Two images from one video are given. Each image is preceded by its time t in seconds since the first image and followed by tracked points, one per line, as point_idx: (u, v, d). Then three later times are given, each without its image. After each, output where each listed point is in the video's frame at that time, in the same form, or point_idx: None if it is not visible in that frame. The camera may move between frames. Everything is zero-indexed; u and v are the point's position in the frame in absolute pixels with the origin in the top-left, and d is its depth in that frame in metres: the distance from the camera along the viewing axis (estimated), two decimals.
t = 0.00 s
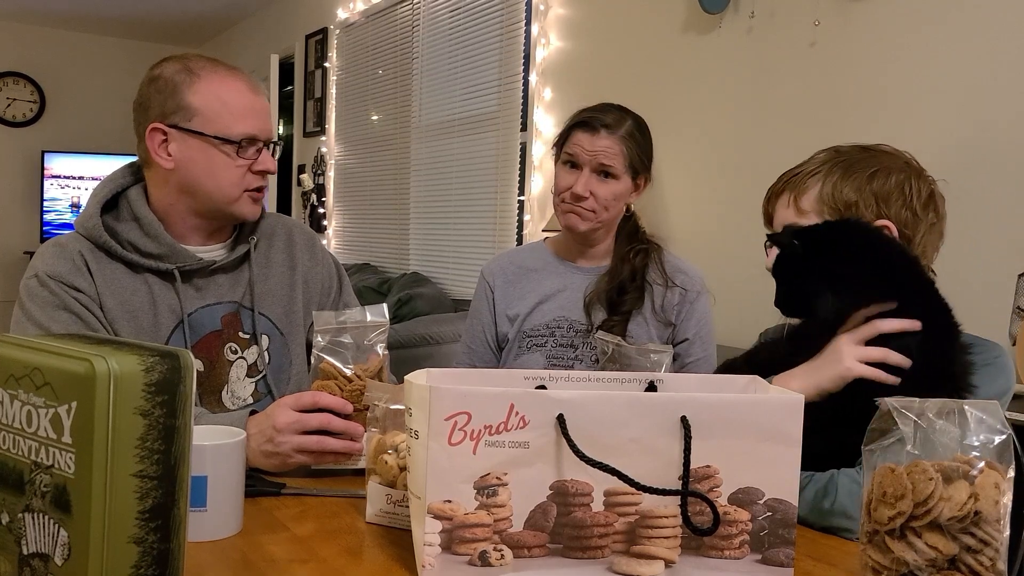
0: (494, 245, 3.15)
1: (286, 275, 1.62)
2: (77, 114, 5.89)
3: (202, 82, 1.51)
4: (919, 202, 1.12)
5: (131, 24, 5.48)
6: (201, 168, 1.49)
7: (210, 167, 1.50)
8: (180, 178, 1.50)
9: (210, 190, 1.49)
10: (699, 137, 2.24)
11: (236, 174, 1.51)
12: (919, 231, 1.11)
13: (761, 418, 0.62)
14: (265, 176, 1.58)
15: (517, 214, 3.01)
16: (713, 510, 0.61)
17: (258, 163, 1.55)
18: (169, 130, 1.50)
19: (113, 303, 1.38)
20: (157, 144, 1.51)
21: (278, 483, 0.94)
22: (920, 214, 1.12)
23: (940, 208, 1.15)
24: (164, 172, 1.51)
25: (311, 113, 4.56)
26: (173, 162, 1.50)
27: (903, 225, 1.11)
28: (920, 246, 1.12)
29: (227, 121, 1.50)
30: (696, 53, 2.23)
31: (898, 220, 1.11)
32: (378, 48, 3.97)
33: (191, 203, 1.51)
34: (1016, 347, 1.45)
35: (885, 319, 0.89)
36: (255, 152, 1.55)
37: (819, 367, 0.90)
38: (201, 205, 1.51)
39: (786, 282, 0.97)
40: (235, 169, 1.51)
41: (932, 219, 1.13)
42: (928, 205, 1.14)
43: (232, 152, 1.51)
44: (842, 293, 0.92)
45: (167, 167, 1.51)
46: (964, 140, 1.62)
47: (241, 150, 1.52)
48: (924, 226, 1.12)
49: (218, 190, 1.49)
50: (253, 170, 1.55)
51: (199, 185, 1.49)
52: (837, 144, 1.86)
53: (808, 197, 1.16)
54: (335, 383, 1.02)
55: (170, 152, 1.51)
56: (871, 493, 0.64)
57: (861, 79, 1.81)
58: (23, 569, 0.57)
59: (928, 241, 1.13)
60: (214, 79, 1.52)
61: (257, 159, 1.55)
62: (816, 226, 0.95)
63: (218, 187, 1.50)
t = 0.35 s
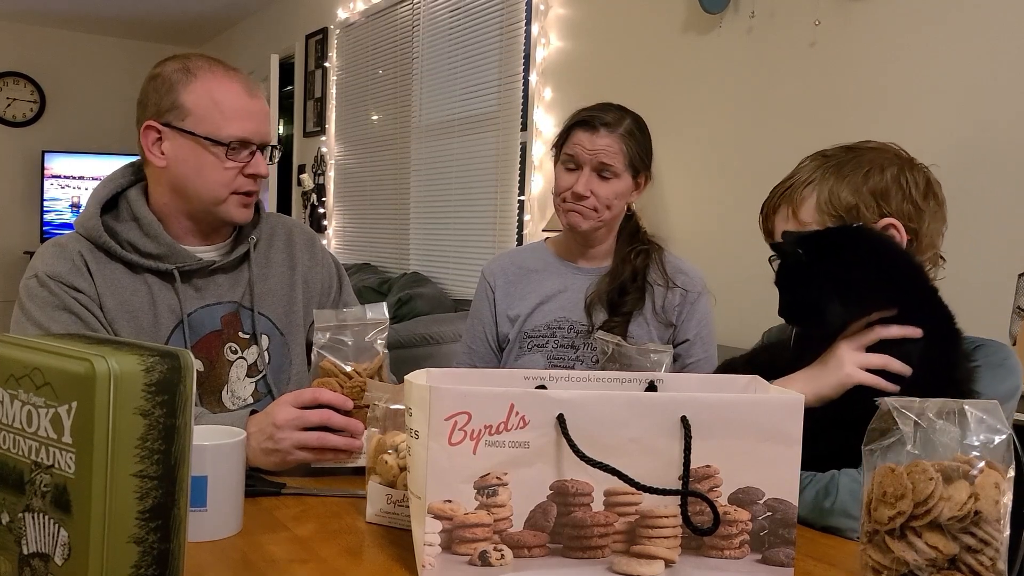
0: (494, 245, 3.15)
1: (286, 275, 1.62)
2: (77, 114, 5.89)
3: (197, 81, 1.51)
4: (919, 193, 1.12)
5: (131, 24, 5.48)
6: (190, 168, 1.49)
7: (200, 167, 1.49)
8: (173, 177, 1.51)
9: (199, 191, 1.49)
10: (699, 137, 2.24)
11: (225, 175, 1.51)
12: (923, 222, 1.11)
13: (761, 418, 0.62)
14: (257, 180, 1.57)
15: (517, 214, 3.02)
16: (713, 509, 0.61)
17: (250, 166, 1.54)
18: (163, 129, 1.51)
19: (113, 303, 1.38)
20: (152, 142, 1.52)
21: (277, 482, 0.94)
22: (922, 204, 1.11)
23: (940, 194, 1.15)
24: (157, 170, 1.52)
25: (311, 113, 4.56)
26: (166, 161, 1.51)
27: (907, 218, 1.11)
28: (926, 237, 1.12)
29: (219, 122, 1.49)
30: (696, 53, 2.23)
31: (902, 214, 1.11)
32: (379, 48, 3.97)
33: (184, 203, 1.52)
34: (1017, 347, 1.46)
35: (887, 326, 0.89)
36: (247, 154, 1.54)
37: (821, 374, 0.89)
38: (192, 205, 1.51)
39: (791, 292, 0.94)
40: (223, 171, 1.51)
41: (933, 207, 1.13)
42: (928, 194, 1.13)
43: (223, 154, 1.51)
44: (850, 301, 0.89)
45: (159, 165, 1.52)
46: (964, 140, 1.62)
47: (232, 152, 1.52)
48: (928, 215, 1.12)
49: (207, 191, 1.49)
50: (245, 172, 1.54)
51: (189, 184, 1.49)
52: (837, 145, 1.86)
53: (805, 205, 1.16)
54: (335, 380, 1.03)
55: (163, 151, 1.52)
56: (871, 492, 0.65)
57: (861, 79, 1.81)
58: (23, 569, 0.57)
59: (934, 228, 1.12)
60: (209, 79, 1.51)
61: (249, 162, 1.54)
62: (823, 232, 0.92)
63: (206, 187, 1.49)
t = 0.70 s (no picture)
0: (495, 245, 3.15)
1: (307, 281, 1.61)
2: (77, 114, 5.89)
3: (212, 83, 1.51)
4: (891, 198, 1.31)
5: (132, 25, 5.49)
6: (211, 170, 1.49)
7: (220, 171, 1.49)
8: (194, 181, 1.51)
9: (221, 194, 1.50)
10: (699, 138, 2.24)
11: (244, 176, 1.51)
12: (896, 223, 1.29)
13: (762, 418, 0.62)
14: (276, 178, 1.56)
15: (518, 214, 3.02)
16: (714, 510, 0.61)
17: (268, 165, 1.54)
18: (182, 135, 1.52)
19: (143, 302, 1.39)
20: (172, 148, 1.52)
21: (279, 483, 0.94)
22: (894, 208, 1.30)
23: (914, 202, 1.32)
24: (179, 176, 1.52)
25: (312, 113, 4.56)
26: (187, 166, 1.51)
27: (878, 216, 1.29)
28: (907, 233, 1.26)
29: (235, 123, 1.49)
30: (697, 53, 2.23)
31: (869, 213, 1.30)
32: (379, 48, 3.97)
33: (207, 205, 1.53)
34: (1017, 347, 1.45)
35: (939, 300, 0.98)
36: (264, 154, 1.53)
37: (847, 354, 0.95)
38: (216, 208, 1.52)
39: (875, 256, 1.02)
40: (240, 172, 1.50)
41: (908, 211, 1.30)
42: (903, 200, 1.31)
43: (239, 154, 1.51)
44: (936, 272, 0.97)
45: (181, 171, 1.52)
46: (964, 140, 1.62)
47: (246, 152, 1.51)
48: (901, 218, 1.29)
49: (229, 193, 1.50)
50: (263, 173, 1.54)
51: (212, 188, 1.50)
52: (838, 145, 1.86)
53: (792, 188, 1.35)
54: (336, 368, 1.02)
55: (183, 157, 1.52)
56: (872, 493, 0.65)
57: (861, 79, 1.81)
58: (23, 569, 0.57)
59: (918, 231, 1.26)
60: (222, 82, 1.52)
61: (267, 161, 1.54)
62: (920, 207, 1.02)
63: (229, 191, 1.50)
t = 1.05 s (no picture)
0: (495, 245, 3.15)
1: (303, 274, 1.61)
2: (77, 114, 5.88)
3: (201, 81, 1.51)
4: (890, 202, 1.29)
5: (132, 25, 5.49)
6: (202, 169, 1.50)
7: (210, 170, 1.50)
8: (186, 180, 1.52)
9: (212, 193, 1.50)
10: (699, 138, 2.24)
11: (235, 176, 1.51)
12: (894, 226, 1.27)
13: (761, 418, 0.62)
14: (269, 175, 1.57)
15: (518, 215, 3.02)
16: (714, 510, 0.61)
17: (259, 163, 1.54)
18: (173, 133, 1.52)
19: (137, 298, 1.39)
20: (163, 147, 1.53)
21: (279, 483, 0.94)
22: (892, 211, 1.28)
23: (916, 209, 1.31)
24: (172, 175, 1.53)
25: (312, 113, 4.56)
26: (178, 165, 1.51)
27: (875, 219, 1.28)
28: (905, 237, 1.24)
29: (224, 121, 1.49)
30: (697, 53, 2.23)
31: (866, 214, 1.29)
32: (379, 49, 3.97)
33: (200, 203, 1.53)
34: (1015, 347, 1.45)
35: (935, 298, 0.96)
36: (256, 151, 1.54)
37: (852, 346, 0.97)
38: (208, 206, 1.52)
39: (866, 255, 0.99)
40: (230, 171, 1.50)
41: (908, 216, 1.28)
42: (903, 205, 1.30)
43: (230, 153, 1.51)
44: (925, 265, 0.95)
45: (173, 170, 1.52)
46: (964, 140, 1.62)
47: (235, 150, 1.51)
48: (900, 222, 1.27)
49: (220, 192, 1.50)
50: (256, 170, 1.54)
51: (202, 186, 1.50)
52: (838, 145, 1.86)
53: (789, 185, 1.36)
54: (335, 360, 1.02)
55: (174, 155, 1.52)
56: (872, 493, 0.65)
57: (861, 79, 1.82)
58: (24, 568, 0.57)
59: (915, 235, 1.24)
60: (211, 79, 1.52)
61: (258, 158, 1.54)
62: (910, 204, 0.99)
63: (219, 187, 1.50)
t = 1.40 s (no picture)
0: (495, 245, 3.16)
1: (299, 269, 1.61)
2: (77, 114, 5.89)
3: (213, 84, 1.51)
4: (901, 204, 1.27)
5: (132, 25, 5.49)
6: (218, 169, 1.49)
7: (228, 171, 1.50)
8: (198, 181, 1.50)
9: (229, 191, 1.50)
10: (699, 138, 2.24)
11: (254, 175, 1.52)
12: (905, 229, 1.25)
13: (761, 417, 0.62)
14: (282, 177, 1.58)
15: (518, 215, 3.02)
16: (714, 510, 0.61)
17: (273, 163, 1.56)
18: (183, 135, 1.50)
19: (131, 295, 1.39)
20: (172, 149, 1.51)
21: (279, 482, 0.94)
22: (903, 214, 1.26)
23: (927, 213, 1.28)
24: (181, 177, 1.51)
25: (312, 113, 4.56)
26: (190, 166, 1.50)
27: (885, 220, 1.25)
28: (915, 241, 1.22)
29: (242, 122, 1.51)
30: (696, 53, 2.23)
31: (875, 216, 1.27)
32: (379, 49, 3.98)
33: (212, 204, 1.52)
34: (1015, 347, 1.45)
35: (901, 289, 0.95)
36: (269, 152, 1.56)
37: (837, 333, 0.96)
38: (220, 207, 1.52)
39: (836, 254, 1.00)
40: (251, 171, 1.52)
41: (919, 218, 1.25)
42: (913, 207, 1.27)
43: (249, 154, 1.53)
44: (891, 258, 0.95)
45: (183, 172, 1.50)
46: (964, 140, 1.62)
47: (257, 152, 1.53)
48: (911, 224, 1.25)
49: (238, 190, 1.50)
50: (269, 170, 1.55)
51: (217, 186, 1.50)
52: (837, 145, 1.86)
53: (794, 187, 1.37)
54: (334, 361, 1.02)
55: (185, 157, 1.51)
56: (871, 493, 0.65)
57: (861, 79, 1.82)
58: (24, 568, 0.57)
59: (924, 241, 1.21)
60: (224, 81, 1.52)
61: (271, 160, 1.56)
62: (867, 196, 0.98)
63: (236, 188, 1.50)
